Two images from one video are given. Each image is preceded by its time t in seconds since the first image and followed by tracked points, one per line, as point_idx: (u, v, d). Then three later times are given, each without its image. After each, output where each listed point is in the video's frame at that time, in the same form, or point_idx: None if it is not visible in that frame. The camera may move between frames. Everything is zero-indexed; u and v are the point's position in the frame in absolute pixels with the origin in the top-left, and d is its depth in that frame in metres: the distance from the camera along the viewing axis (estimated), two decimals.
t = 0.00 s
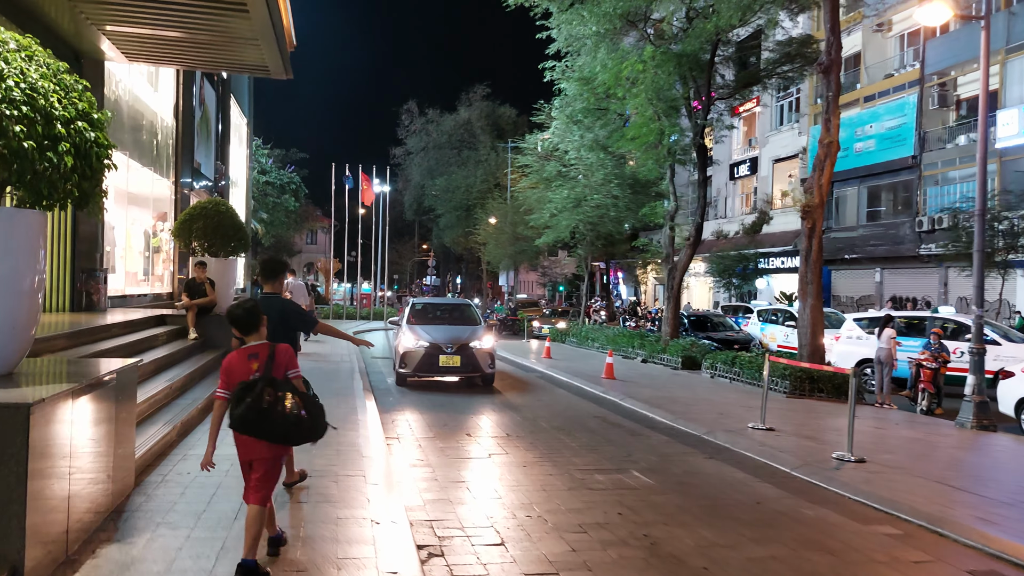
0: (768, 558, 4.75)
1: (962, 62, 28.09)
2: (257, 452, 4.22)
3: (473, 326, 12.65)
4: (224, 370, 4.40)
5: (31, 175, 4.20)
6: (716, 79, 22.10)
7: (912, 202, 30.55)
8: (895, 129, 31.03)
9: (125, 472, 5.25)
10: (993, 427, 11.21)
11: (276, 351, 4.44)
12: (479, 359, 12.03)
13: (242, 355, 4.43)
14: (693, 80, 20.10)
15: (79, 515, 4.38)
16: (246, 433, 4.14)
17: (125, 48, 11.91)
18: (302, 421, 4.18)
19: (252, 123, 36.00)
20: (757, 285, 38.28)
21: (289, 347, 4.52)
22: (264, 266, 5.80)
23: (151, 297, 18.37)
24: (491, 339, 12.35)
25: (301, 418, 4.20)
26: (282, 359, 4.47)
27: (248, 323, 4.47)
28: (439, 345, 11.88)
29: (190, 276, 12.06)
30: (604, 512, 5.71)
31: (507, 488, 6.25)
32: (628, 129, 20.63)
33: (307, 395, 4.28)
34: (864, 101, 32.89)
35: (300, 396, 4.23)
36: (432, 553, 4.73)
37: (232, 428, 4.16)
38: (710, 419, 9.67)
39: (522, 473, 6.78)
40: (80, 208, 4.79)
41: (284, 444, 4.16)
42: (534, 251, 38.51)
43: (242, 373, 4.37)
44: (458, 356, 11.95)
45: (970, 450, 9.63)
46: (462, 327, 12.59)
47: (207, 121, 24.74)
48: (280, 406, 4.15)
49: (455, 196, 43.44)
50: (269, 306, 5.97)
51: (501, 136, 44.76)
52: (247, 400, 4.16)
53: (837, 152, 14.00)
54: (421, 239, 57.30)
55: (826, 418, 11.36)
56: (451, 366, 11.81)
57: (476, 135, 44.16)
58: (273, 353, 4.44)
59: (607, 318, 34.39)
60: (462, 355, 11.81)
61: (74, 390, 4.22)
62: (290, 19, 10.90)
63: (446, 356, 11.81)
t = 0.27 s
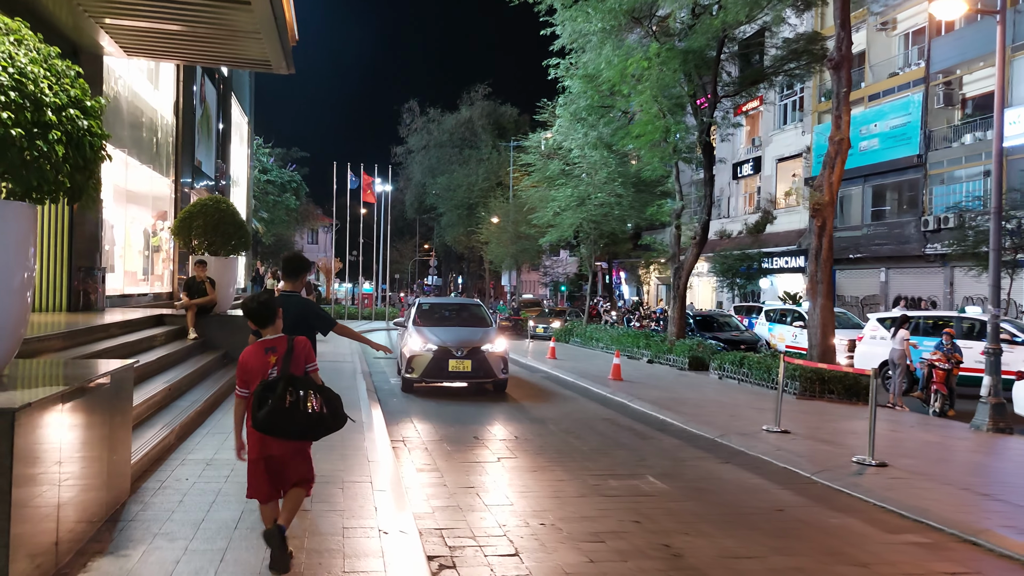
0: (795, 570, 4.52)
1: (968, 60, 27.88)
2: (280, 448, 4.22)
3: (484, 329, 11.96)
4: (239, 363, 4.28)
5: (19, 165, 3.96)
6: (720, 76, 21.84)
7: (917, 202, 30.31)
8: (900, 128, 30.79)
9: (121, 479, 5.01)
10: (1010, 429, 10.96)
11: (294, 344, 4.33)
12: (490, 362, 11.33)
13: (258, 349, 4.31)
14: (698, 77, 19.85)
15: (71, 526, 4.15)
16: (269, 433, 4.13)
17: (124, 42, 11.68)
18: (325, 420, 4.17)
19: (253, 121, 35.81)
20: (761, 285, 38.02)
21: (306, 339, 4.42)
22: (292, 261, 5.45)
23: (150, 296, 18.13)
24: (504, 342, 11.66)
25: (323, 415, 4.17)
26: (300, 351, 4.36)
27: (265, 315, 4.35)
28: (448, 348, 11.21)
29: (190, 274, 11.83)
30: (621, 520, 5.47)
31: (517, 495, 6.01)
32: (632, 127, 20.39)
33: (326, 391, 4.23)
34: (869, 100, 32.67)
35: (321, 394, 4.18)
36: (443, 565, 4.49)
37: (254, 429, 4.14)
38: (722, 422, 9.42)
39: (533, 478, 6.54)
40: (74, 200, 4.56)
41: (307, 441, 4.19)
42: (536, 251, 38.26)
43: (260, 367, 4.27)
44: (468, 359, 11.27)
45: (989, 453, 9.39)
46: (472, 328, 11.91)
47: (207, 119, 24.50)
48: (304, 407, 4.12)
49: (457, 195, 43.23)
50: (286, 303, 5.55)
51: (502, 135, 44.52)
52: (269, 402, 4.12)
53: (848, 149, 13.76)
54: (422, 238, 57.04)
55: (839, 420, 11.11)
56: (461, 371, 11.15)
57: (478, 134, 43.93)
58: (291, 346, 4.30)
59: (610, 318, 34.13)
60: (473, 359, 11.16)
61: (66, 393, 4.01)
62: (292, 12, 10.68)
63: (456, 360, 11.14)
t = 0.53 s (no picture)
0: None
1: (977, 58, 27.60)
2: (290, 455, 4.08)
3: (496, 332, 11.14)
4: (248, 370, 4.21)
5: None
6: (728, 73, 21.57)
7: (925, 201, 30.04)
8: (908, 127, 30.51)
9: (112, 489, 4.75)
10: None
11: (305, 345, 4.24)
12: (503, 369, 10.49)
13: (267, 351, 4.22)
14: (706, 73, 19.56)
15: (56, 541, 3.90)
16: (279, 440, 4.00)
17: (124, 37, 11.42)
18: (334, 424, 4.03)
19: (255, 120, 35.54)
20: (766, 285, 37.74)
21: (316, 343, 4.31)
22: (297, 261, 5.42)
23: (150, 296, 17.89)
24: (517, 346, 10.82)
25: (333, 420, 4.05)
26: (310, 355, 4.27)
27: (278, 314, 4.25)
28: (458, 354, 10.39)
29: (190, 274, 11.52)
30: (640, 532, 5.20)
31: (529, 505, 5.74)
32: (638, 125, 20.12)
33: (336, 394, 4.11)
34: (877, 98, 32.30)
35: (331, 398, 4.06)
36: None
37: (265, 435, 4.00)
38: (737, 426, 9.16)
39: (544, 486, 6.27)
40: (61, 195, 4.27)
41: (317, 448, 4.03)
42: (539, 251, 37.99)
43: (270, 368, 4.18)
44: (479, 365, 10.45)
45: (1011, 457, 9.12)
46: (483, 331, 11.10)
47: (208, 118, 24.25)
48: (315, 411, 3.99)
49: (460, 194, 42.97)
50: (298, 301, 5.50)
51: (505, 134, 44.26)
52: (280, 409, 3.96)
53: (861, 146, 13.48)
54: (424, 239, 56.78)
55: (855, 422, 10.85)
56: (473, 378, 10.34)
57: (481, 133, 43.68)
58: (300, 351, 4.23)
59: (613, 318, 33.86)
60: (485, 365, 10.34)
61: (51, 399, 3.78)
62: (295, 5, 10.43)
63: (467, 367, 10.32)
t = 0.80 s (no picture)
0: None
1: (989, 55, 27.24)
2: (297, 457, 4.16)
3: (514, 336, 10.25)
4: (266, 367, 4.27)
5: None
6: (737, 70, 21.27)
7: (935, 200, 29.73)
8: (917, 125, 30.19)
9: (109, 501, 4.50)
10: None
11: (321, 351, 4.18)
12: (521, 374, 9.56)
13: (284, 352, 4.24)
14: (715, 70, 19.28)
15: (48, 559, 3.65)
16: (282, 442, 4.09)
17: (125, 32, 11.19)
18: (338, 436, 4.05)
19: (259, 118, 35.25)
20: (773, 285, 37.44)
21: (335, 347, 4.24)
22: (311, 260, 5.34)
23: (153, 296, 17.66)
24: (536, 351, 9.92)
25: (335, 429, 4.06)
26: (327, 359, 4.22)
27: (298, 317, 4.21)
28: (473, 359, 9.49)
29: (193, 273, 11.32)
30: (663, 544, 4.95)
31: (545, 515, 5.49)
32: (647, 122, 19.83)
33: (344, 404, 4.11)
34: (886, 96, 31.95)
35: (337, 408, 4.07)
36: None
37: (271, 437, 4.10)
38: (755, 430, 8.89)
39: (560, 495, 6.02)
40: (53, 189, 4.03)
41: (321, 456, 4.09)
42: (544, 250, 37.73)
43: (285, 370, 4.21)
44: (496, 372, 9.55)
45: None
46: (500, 335, 10.24)
47: (212, 116, 24.01)
48: (317, 420, 4.02)
49: (465, 194, 42.69)
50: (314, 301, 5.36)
51: (510, 133, 44.01)
52: (281, 414, 4.03)
53: (877, 143, 13.20)
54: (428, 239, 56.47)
55: (874, 426, 10.59)
56: (489, 386, 9.44)
57: (486, 132, 43.40)
58: (316, 356, 4.19)
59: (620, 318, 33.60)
60: (503, 372, 9.45)
61: (41, 408, 3.53)
62: None
63: (483, 374, 9.41)
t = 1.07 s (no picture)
0: None
1: (1002, 53, 26.88)
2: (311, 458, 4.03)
3: (537, 344, 9.29)
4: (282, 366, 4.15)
5: None
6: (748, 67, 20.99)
7: (948, 200, 29.42)
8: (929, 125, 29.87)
9: (112, 515, 4.28)
10: None
11: (338, 349, 4.08)
12: (544, 383, 8.60)
13: (301, 351, 4.12)
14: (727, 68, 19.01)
15: None
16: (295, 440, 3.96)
17: (130, 29, 11.00)
18: (351, 435, 3.92)
19: (265, 118, 35.08)
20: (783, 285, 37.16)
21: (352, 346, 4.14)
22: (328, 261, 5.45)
23: (159, 297, 17.48)
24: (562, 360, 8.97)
25: (349, 427, 3.93)
26: (345, 359, 4.12)
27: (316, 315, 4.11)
28: (492, 367, 8.56)
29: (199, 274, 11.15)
30: (692, 558, 4.73)
31: (566, 525, 5.26)
32: (657, 121, 19.58)
33: (359, 402, 3.99)
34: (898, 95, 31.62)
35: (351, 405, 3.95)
36: None
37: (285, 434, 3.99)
38: (777, 435, 8.64)
39: (581, 503, 5.80)
40: (51, 184, 3.80)
41: (333, 454, 3.96)
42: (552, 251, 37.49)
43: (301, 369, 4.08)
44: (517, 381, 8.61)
45: None
46: (521, 342, 9.31)
47: (218, 116, 23.81)
48: (331, 417, 3.90)
49: (471, 194, 42.43)
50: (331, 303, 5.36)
51: (517, 133, 43.79)
52: (294, 409, 3.93)
53: (896, 142, 12.93)
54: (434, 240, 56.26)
55: (895, 430, 10.35)
56: (510, 397, 8.50)
57: (492, 132, 43.17)
58: (333, 354, 4.09)
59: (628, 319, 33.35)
60: (525, 382, 8.50)
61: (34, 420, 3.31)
62: None
63: (502, 384, 8.46)
